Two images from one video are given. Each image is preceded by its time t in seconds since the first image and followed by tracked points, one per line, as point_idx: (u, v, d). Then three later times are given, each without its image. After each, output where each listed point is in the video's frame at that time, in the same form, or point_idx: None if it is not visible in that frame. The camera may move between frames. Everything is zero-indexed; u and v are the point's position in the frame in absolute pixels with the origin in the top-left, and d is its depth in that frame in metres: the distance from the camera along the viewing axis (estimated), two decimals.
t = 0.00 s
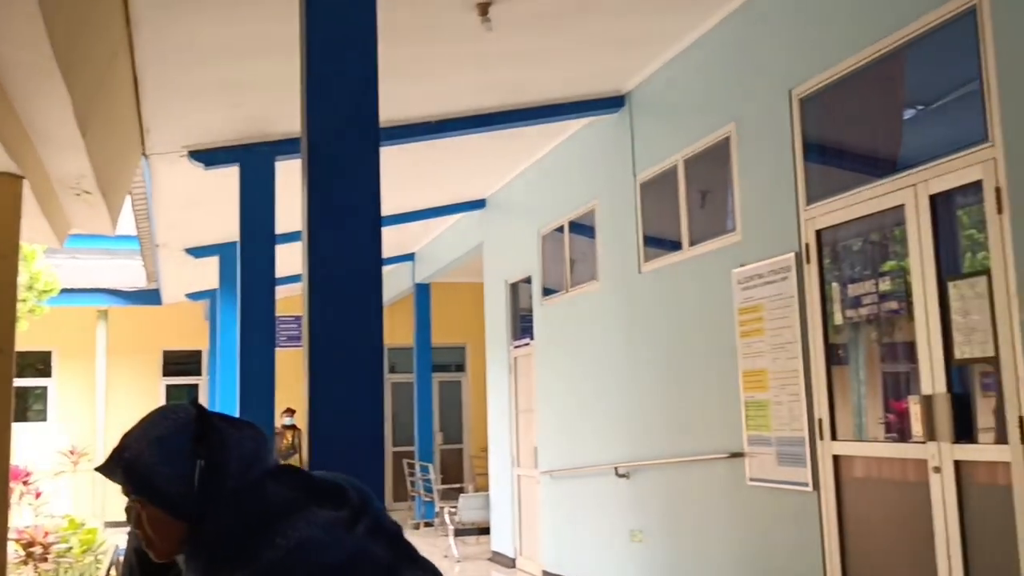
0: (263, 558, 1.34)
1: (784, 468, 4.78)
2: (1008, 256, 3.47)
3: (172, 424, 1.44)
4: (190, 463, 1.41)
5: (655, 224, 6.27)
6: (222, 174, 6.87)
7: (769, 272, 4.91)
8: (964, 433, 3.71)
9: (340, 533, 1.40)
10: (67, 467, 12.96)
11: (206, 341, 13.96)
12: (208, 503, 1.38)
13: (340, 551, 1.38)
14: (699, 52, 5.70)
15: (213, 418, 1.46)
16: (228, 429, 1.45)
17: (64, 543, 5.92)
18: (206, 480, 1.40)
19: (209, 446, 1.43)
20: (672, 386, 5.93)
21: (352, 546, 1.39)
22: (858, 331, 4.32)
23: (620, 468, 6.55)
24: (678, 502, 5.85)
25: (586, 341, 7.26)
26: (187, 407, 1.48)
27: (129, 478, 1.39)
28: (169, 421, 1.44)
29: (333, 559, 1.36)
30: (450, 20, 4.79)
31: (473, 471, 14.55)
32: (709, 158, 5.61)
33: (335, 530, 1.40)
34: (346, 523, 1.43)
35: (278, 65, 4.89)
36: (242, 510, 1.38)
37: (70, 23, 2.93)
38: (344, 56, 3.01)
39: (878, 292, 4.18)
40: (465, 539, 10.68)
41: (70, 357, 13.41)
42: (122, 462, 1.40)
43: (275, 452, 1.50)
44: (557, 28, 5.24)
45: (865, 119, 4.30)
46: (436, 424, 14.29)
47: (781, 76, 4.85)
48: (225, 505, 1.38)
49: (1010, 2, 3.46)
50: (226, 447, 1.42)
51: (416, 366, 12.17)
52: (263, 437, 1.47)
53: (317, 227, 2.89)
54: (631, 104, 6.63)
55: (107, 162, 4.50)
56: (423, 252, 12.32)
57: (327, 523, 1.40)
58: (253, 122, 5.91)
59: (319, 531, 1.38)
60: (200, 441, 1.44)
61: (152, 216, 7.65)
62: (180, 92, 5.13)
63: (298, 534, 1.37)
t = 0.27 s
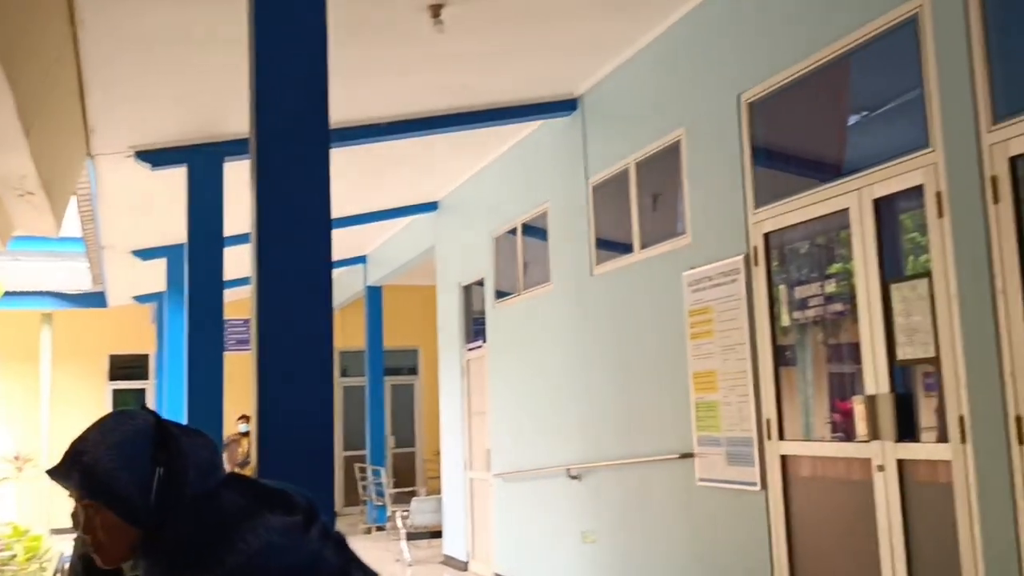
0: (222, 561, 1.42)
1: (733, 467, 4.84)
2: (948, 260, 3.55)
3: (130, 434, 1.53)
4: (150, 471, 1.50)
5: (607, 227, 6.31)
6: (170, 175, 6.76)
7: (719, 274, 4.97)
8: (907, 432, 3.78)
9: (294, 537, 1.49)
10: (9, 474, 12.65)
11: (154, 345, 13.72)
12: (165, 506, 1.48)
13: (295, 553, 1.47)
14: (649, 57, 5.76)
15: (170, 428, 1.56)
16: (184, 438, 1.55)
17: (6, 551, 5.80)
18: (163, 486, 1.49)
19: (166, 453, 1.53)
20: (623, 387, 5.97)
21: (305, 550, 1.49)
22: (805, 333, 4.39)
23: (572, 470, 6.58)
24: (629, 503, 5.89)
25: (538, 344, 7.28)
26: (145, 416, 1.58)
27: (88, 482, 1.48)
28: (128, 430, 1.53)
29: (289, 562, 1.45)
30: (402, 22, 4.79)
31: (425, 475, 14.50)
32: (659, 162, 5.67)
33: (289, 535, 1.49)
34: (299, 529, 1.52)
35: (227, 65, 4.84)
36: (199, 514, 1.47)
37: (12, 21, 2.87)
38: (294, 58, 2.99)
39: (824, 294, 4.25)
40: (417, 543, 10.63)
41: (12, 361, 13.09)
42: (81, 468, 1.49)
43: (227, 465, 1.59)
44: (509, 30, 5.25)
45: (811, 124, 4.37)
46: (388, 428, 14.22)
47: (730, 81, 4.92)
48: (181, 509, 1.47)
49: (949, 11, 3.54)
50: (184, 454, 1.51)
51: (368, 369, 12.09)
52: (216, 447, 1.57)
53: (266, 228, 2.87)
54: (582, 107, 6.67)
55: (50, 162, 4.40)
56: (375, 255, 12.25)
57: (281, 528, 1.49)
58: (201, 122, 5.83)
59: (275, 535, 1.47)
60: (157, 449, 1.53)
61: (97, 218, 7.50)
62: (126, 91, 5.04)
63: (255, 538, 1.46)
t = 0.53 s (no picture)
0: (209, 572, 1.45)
1: (712, 468, 4.86)
2: (923, 262, 3.58)
3: (125, 432, 1.53)
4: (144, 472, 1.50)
5: (587, 229, 6.32)
6: (147, 177, 6.72)
7: (697, 276, 4.99)
8: (883, 433, 3.81)
9: (275, 556, 1.53)
10: None
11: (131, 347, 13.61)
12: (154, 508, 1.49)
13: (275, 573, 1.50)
14: (628, 59, 5.79)
15: (164, 429, 1.56)
16: (177, 441, 1.56)
17: None
18: (154, 488, 1.50)
19: (160, 455, 1.53)
20: (603, 388, 5.98)
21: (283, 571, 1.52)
22: (783, 334, 4.42)
23: (552, 471, 6.59)
24: (609, 504, 5.90)
25: (518, 345, 7.29)
26: (140, 415, 1.57)
27: (80, 478, 1.48)
28: (125, 429, 1.53)
29: None
30: (381, 24, 4.79)
31: (405, 477, 14.46)
32: (638, 164, 5.69)
33: (270, 553, 1.52)
34: (280, 547, 1.55)
35: (205, 66, 4.81)
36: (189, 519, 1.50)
37: None
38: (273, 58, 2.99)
39: (801, 296, 4.28)
40: (396, 545, 10.61)
41: None
42: (75, 462, 1.50)
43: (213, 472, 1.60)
44: (489, 32, 5.26)
45: (788, 127, 4.40)
46: (368, 430, 14.17)
47: (708, 84, 4.95)
48: (173, 515, 1.49)
49: (924, 16, 3.57)
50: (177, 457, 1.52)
51: (347, 371, 12.05)
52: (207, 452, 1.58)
53: (245, 229, 2.86)
54: (562, 109, 6.69)
55: (26, 164, 4.34)
56: (354, 257, 12.21)
57: (264, 540, 1.53)
58: (179, 122, 5.80)
59: (259, 552, 1.50)
60: (150, 449, 1.53)
61: (73, 219, 7.44)
62: (103, 91, 5.01)
63: (241, 553, 1.48)
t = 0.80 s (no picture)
0: None
1: (685, 468, 4.88)
2: (893, 265, 3.62)
3: (119, 443, 1.81)
4: (129, 483, 1.77)
5: (561, 231, 6.32)
6: (117, 178, 6.66)
7: (670, 277, 5.01)
8: (854, 434, 3.85)
9: None
10: None
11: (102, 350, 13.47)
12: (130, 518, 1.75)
13: None
14: (602, 62, 5.81)
15: (152, 446, 1.83)
16: (162, 459, 1.82)
17: None
18: (136, 499, 1.75)
19: (146, 470, 1.79)
20: (577, 389, 5.99)
21: None
22: (755, 336, 4.45)
23: (526, 473, 6.59)
24: (583, 505, 5.91)
25: (492, 347, 7.28)
26: (132, 429, 1.85)
27: (70, 480, 1.75)
28: (120, 442, 1.81)
29: None
30: (354, 24, 4.78)
31: (379, 479, 14.40)
32: (612, 166, 5.71)
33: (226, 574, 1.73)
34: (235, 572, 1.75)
35: (176, 67, 4.78)
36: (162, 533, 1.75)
37: None
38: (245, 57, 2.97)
39: (773, 297, 4.32)
40: (370, 548, 10.56)
41: None
42: (71, 465, 1.76)
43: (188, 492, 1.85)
44: (462, 33, 5.27)
45: (760, 130, 4.44)
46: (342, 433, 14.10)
47: (681, 87, 4.98)
48: (148, 526, 1.74)
49: (892, 21, 3.62)
50: (161, 476, 1.77)
51: (321, 373, 11.99)
52: (187, 473, 1.84)
53: (217, 228, 2.85)
54: (536, 112, 6.69)
55: None
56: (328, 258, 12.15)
57: (223, 565, 1.73)
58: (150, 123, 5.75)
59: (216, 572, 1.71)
60: (137, 462, 1.80)
61: (42, 220, 7.35)
62: (72, 91, 4.96)
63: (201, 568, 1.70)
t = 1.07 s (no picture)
0: None
1: (651, 469, 4.91)
2: (855, 267, 3.66)
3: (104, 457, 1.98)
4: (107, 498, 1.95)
5: (528, 232, 6.32)
6: (79, 178, 6.56)
7: (636, 279, 5.04)
8: (817, 434, 3.89)
9: None
10: None
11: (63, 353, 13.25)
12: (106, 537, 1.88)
13: None
14: (569, 63, 5.82)
15: (132, 465, 2.01)
16: (139, 479, 2.00)
17: None
18: (112, 513, 1.94)
19: (123, 488, 1.98)
20: (544, 391, 6.00)
21: None
22: (720, 337, 4.49)
23: (493, 475, 6.58)
24: (550, 506, 5.92)
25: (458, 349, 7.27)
26: (116, 444, 2.02)
27: (52, 486, 1.91)
28: (106, 457, 1.98)
29: None
30: (320, 24, 4.76)
31: (345, 482, 14.31)
32: (579, 168, 5.73)
33: None
34: None
35: (139, 66, 4.73)
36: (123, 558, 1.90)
37: None
38: (208, 56, 2.94)
39: (737, 299, 4.35)
40: (336, 552, 10.50)
41: None
42: (54, 468, 1.92)
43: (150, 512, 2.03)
44: (429, 34, 5.26)
45: (725, 133, 4.48)
46: (307, 436, 14.01)
47: (647, 90, 5.01)
48: (120, 543, 1.92)
49: (854, 26, 3.66)
50: (137, 495, 1.96)
51: (286, 376, 11.90)
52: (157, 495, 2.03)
53: (180, 230, 2.83)
54: (503, 114, 6.69)
55: None
56: (293, 260, 12.06)
57: None
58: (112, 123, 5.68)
59: None
60: (118, 477, 1.98)
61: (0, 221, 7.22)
62: (32, 90, 4.88)
63: None
